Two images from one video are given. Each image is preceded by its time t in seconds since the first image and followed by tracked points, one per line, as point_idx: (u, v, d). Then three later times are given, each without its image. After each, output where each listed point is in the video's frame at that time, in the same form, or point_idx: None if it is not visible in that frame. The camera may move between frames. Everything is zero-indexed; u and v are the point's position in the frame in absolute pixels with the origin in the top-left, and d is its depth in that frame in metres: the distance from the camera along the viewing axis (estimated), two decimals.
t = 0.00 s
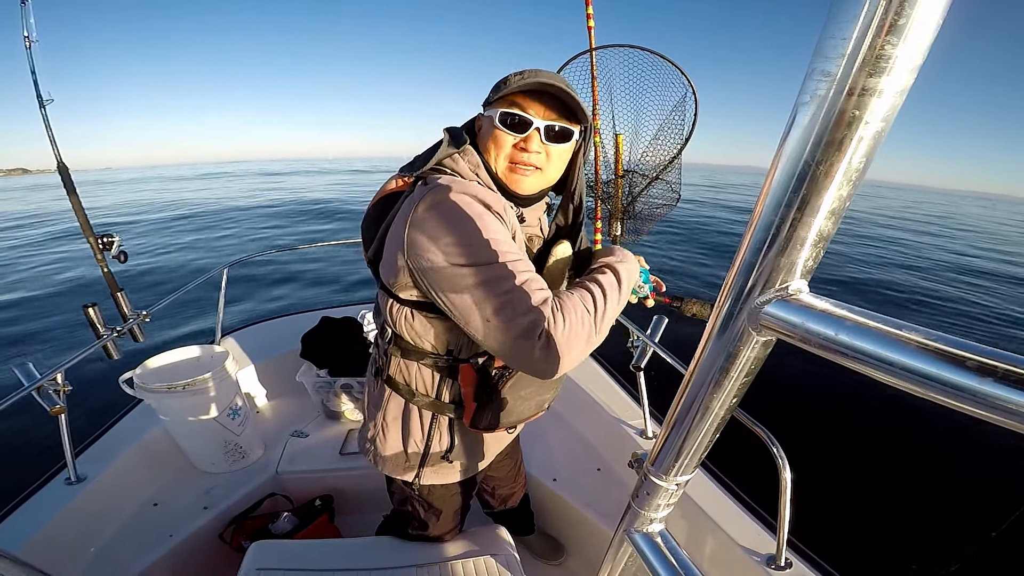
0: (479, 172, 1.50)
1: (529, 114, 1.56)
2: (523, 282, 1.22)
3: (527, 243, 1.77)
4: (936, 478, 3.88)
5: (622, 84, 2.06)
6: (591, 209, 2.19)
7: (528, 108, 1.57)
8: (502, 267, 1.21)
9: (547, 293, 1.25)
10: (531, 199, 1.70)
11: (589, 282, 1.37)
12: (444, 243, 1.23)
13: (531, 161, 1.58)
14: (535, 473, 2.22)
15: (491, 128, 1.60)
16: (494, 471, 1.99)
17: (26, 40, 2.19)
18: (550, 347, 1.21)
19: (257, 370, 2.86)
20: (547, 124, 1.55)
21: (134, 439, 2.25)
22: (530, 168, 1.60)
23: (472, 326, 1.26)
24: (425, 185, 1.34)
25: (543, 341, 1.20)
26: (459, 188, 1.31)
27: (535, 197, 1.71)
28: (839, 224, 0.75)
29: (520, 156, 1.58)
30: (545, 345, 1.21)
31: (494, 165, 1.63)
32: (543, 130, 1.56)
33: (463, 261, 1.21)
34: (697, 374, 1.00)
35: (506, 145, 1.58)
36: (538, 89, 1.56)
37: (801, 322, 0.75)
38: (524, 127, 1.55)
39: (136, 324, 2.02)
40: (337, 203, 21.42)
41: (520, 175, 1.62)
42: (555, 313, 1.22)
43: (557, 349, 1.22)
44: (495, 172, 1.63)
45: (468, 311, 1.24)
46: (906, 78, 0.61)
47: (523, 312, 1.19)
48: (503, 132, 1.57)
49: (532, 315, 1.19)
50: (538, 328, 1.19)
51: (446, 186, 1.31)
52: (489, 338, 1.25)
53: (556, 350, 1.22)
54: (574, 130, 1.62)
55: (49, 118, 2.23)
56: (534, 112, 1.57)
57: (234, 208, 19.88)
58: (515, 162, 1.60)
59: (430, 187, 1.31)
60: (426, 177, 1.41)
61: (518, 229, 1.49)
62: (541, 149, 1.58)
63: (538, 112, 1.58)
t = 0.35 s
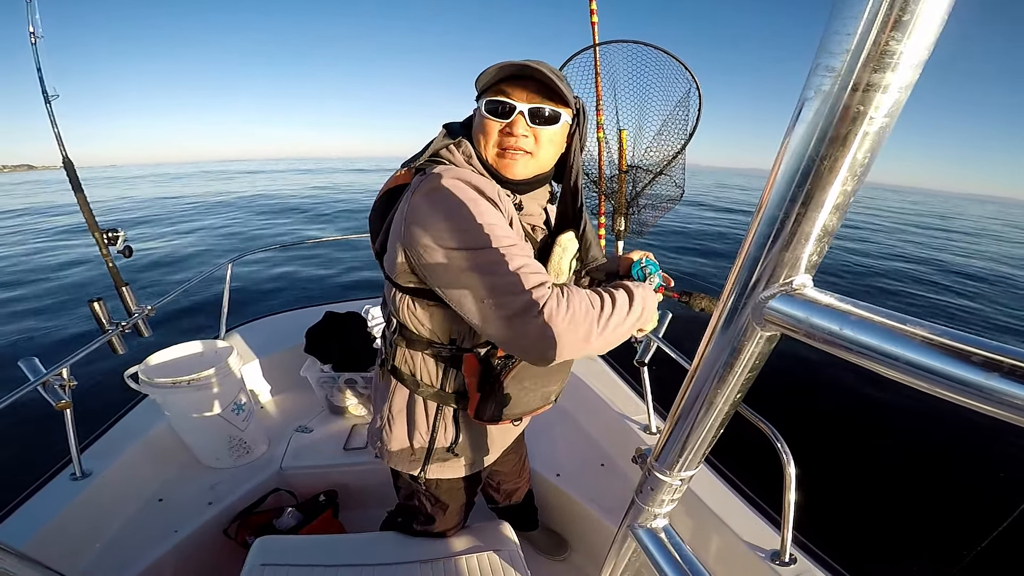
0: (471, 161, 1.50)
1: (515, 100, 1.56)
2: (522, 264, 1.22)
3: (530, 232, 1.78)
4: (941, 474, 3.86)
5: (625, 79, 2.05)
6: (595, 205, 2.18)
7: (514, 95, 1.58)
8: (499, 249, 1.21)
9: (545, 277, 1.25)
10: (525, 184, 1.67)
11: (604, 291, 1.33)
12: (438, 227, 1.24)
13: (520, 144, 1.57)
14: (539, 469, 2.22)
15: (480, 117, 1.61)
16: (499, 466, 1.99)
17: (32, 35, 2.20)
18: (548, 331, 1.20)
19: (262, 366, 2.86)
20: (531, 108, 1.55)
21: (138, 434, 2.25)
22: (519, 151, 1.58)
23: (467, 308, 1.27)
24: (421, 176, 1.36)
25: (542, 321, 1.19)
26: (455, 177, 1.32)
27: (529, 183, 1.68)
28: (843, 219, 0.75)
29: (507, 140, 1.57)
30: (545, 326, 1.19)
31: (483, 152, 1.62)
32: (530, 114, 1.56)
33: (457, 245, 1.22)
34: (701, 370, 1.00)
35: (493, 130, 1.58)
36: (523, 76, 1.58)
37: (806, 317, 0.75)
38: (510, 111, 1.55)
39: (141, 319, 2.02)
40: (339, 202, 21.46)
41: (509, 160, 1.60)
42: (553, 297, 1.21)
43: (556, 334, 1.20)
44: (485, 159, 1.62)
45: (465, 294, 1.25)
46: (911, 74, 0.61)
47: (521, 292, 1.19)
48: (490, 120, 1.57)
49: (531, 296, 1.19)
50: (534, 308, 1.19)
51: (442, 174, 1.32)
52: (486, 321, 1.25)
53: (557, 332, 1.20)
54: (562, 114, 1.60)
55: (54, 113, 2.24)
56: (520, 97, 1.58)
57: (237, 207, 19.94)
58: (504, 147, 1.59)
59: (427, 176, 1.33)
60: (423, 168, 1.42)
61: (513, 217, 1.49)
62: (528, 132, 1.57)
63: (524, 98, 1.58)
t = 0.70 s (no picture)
0: (492, 165, 1.51)
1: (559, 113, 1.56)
2: (538, 260, 1.21)
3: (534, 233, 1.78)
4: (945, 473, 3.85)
5: (628, 77, 2.05)
6: (597, 202, 2.18)
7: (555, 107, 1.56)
8: (514, 247, 1.20)
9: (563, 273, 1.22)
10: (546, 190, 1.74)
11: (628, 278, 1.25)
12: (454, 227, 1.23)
13: (557, 157, 1.62)
14: (539, 466, 2.22)
15: (519, 125, 1.55)
16: (499, 462, 2.00)
17: (37, 32, 2.20)
18: (569, 326, 1.16)
19: (264, 363, 2.87)
20: (575, 125, 1.58)
21: (140, 432, 2.26)
22: (555, 164, 1.63)
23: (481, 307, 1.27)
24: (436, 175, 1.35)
25: (561, 317, 1.15)
26: (468, 177, 1.31)
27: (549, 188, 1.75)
28: (845, 217, 0.75)
29: (547, 153, 1.59)
30: (564, 320, 1.15)
31: (519, 161, 1.60)
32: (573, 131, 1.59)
33: (459, 246, 1.22)
34: (703, 367, 1.00)
35: (536, 142, 1.57)
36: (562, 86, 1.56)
37: (808, 314, 0.75)
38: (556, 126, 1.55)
39: (144, 316, 2.03)
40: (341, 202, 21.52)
41: (544, 170, 1.64)
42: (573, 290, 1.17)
43: (575, 329, 1.16)
44: (520, 168, 1.62)
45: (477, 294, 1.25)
46: (913, 72, 0.61)
47: (538, 286, 1.16)
48: (528, 129, 1.54)
49: (549, 291, 1.16)
50: (555, 300, 1.15)
51: (457, 174, 1.31)
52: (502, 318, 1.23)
53: (575, 330, 1.16)
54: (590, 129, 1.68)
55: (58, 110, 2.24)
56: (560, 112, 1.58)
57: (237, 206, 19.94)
58: (542, 159, 1.61)
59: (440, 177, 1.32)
60: (437, 169, 1.42)
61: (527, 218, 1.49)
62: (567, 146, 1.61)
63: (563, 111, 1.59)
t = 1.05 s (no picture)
0: (508, 178, 1.51)
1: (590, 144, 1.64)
2: (543, 274, 1.21)
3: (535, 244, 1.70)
4: (942, 475, 3.85)
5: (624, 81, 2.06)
6: (594, 205, 2.18)
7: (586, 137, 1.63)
8: (519, 260, 1.20)
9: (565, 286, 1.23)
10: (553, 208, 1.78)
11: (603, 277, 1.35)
12: (462, 238, 1.23)
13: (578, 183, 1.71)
14: (536, 469, 2.22)
15: (563, 154, 1.57)
16: (494, 465, 2.00)
17: (33, 37, 2.20)
18: (570, 342, 1.19)
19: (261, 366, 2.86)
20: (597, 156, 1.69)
21: (137, 435, 2.25)
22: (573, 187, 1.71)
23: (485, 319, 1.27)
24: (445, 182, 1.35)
25: (563, 333, 1.17)
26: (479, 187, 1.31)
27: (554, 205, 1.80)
28: (841, 220, 0.75)
29: (574, 180, 1.67)
30: (565, 340, 1.18)
31: (553, 186, 1.63)
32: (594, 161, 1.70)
33: (464, 256, 1.22)
34: (700, 370, 1.00)
35: (573, 171, 1.63)
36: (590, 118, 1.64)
37: (804, 317, 0.75)
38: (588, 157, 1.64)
39: (140, 319, 2.02)
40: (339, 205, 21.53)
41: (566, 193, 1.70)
42: (573, 305, 1.20)
43: (577, 344, 1.19)
44: (552, 192, 1.64)
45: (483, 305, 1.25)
46: (907, 75, 0.61)
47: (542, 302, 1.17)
48: (563, 153, 1.57)
49: (552, 307, 1.17)
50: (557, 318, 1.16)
51: (469, 183, 1.32)
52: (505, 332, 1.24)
53: (576, 343, 1.19)
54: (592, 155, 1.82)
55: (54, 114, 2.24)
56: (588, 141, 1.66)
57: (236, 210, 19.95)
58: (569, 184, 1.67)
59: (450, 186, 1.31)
60: (446, 175, 1.41)
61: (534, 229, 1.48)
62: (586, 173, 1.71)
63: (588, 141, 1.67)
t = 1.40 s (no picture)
0: (511, 186, 1.51)
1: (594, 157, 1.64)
2: (539, 290, 1.22)
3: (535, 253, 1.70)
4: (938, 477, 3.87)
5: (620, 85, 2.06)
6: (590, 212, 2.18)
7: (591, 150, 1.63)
8: (520, 275, 1.20)
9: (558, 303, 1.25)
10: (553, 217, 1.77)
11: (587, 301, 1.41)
12: (463, 250, 1.22)
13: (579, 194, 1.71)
14: (533, 474, 2.23)
15: (570, 166, 1.57)
16: (491, 470, 1.99)
17: (26, 43, 2.19)
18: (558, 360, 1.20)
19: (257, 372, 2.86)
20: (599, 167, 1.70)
21: (132, 440, 2.25)
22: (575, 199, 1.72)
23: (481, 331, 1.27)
24: (447, 189, 1.34)
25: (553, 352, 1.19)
26: (482, 198, 1.30)
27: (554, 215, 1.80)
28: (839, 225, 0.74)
29: (577, 191, 1.67)
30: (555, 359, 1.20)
31: (557, 197, 1.63)
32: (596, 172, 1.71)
33: (463, 267, 1.22)
34: (696, 375, 1.00)
35: (577, 183, 1.63)
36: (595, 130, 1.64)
37: (800, 323, 0.75)
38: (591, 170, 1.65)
39: (135, 325, 2.02)
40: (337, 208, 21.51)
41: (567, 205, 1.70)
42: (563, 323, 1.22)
43: (565, 362, 1.21)
44: (556, 204, 1.64)
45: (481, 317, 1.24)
46: (904, 80, 0.61)
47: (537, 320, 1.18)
48: (570, 165, 1.57)
49: (545, 325, 1.18)
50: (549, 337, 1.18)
51: (471, 194, 1.31)
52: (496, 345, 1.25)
53: (564, 362, 1.22)
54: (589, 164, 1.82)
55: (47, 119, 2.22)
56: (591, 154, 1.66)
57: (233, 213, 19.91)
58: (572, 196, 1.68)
59: (452, 196, 1.30)
60: (449, 183, 1.40)
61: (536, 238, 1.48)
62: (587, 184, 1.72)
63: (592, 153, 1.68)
